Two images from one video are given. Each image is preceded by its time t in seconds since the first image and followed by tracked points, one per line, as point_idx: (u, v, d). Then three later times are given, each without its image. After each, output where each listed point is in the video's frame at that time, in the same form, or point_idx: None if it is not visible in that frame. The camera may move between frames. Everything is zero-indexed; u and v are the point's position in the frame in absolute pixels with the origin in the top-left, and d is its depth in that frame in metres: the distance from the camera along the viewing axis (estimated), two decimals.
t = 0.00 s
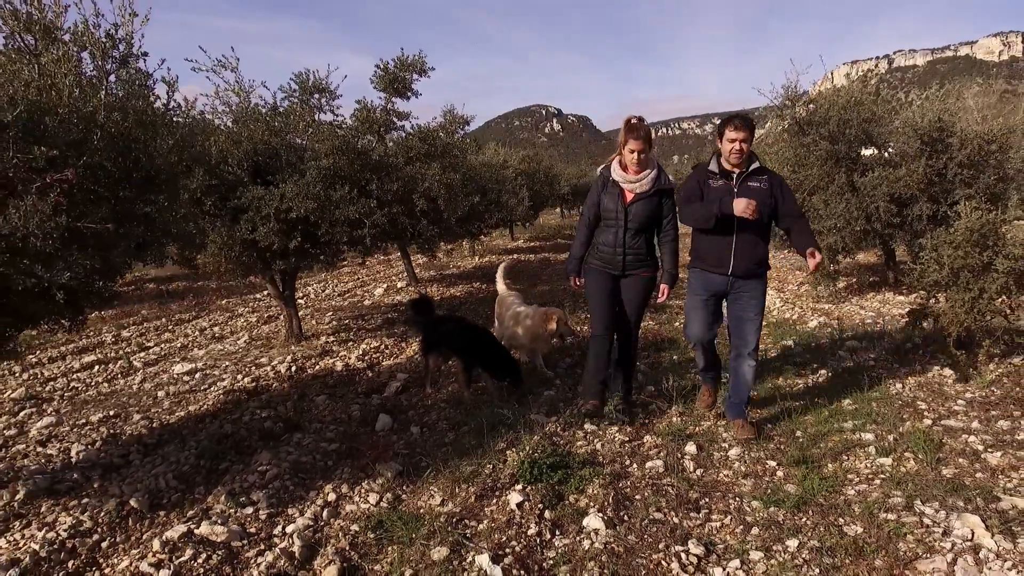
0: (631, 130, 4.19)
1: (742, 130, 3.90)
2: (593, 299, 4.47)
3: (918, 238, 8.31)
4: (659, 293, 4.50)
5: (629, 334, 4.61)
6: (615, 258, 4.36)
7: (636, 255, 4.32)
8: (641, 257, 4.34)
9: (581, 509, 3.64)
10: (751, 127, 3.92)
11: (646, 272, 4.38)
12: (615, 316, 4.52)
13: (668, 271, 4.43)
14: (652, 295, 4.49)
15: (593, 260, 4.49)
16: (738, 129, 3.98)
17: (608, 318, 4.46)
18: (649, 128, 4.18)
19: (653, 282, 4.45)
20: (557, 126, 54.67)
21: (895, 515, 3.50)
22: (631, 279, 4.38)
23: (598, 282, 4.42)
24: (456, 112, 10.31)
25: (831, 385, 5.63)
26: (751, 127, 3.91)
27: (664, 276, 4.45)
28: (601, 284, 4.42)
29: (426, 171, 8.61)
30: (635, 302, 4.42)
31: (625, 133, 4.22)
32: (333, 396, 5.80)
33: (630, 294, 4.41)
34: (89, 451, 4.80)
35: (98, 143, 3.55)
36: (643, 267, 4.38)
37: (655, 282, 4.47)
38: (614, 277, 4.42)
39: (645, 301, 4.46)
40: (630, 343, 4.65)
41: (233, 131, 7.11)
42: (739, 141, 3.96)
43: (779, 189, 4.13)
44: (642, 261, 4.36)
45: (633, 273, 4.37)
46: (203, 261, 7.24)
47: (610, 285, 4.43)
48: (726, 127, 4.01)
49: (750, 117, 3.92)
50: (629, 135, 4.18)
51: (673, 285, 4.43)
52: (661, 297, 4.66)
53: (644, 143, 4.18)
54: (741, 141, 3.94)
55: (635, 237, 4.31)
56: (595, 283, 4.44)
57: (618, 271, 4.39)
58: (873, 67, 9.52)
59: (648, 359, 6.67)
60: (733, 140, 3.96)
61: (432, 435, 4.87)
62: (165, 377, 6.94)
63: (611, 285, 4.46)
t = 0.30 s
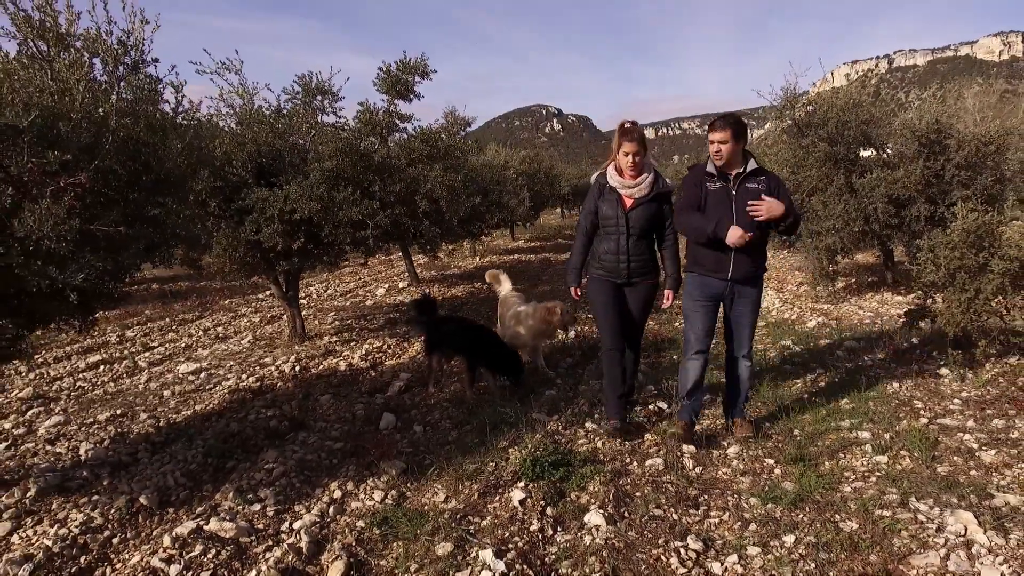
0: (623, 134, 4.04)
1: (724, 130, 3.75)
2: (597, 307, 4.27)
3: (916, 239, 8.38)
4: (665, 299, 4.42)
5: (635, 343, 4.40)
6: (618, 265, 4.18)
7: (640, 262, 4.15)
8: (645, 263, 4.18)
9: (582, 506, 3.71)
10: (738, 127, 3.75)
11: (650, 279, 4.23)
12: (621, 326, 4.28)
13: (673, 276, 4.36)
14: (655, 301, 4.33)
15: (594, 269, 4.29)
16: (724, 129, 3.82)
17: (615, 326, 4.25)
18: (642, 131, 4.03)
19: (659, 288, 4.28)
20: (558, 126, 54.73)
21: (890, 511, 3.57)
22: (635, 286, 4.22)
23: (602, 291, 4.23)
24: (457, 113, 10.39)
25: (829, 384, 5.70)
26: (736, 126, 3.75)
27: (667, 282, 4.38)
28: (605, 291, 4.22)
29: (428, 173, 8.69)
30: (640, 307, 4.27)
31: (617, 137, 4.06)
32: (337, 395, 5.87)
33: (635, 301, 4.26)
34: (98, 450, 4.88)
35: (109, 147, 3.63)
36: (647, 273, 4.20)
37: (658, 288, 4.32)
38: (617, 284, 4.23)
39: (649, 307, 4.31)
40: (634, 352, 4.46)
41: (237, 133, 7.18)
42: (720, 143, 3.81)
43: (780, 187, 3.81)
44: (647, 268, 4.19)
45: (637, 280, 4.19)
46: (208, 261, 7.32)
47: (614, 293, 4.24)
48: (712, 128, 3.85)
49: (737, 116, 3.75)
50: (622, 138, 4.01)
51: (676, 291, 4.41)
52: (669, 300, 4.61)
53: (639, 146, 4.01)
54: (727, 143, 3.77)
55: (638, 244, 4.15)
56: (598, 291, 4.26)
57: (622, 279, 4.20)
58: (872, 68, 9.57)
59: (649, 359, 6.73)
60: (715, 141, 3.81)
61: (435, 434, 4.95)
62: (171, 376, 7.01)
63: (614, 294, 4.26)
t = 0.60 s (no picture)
0: (611, 132, 4.05)
1: (696, 134, 3.77)
2: (592, 313, 4.29)
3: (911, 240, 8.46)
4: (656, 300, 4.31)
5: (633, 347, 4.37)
6: (611, 268, 4.16)
7: (632, 264, 4.13)
8: (637, 265, 4.15)
9: (577, 502, 3.79)
10: (709, 131, 3.76)
11: (644, 281, 4.19)
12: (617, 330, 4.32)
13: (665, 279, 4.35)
14: (651, 302, 4.28)
15: (587, 273, 4.29)
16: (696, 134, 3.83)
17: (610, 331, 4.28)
18: (631, 129, 4.06)
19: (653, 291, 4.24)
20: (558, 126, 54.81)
21: (879, 507, 3.65)
22: (629, 289, 4.19)
23: (595, 294, 4.25)
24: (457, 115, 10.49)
25: (823, 383, 5.78)
26: (709, 129, 3.76)
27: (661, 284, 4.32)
28: (599, 295, 4.24)
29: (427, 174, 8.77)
30: (636, 310, 4.22)
31: (605, 137, 4.08)
32: (338, 394, 5.95)
33: (629, 304, 4.22)
34: (102, 448, 4.96)
35: (114, 151, 3.71)
36: (639, 276, 4.18)
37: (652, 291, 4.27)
38: (611, 288, 4.22)
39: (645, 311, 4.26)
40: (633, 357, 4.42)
41: (239, 135, 7.26)
42: (694, 148, 3.81)
43: (758, 193, 3.85)
44: (639, 271, 4.16)
45: (629, 283, 4.17)
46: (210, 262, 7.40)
47: (607, 296, 4.24)
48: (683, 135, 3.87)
49: (709, 120, 3.77)
50: (610, 136, 4.04)
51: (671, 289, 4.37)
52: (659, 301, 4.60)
53: (628, 144, 4.04)
54: (698, 147, 3.78)
55: (630, 245, 4.12)
56: (593, 296, 4.27)
57: (614, 282, 4.18)
58: (869, 69, 9.64)
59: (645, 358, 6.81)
60: (688, 146, 3.82)
61: (434, 432, 5.03)
62: (173, 376, 7.09)
63: (609, 298, 4.27)
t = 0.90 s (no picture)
0: (604, 131, 4.06)
1: (679, 131, 3.82)
2: (585, 311, 4.33)
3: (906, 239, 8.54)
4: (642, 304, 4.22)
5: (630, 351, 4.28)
6: (602, 266, 4.19)
7: (623, 261, 4.16)
8: (628, 262, 4.18)
9: (572, 495, 3.88)
10: (690, 130, 3.84)
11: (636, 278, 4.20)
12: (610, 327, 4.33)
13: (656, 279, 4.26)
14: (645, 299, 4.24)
15: (580, 271, 4.32)
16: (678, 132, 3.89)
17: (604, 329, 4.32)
18: (624, 129, 4.06)
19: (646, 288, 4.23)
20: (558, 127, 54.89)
21: (866, 500, 3.74)
22: (621, 286, 4.20)
23: (588, 293, 4.29)
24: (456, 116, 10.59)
25: (815, 381, 5.87)
26: (689, 128, 3.83)
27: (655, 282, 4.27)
28: (593, 294, 4.27)
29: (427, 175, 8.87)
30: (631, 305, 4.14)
31: (596, 136, 4.11)
32: (338, 391, 6.05)
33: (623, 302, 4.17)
34: (106, 443, 5.05)
35: (119, 153, 3.79)
36: (631, 273, 4.20)
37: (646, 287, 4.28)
38: (604, 286, 4.26)
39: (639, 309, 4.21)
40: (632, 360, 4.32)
41: (240, 136, 7.36)
42: (676, 146, 3.85)
43: (738, 193, 3.92)
44: (630, 267, 4.19)
45: (621, 280, 4.19)
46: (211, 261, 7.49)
47: (600, 294, 4.28)
48: (664, 133, 3.93)
49: (691, 119, 3.84)
50: (602, 136, 4.06)
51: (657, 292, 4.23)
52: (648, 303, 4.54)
53: (619, 144, 4.06)
54: (680, 144, 3.82)
55: (620, 242, 4.15)
56: (586, 295, 4.31)
57: (607, 280, 4.21)
58: (865, 70, 9.73)
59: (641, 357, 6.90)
60: (669, 144, 3.87)
61: (432, 428, 5.12)
62: (175, 374, 7.19)
63: (602, 296, 4.30)
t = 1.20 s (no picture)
0: (596, 133, 4.03)
1: (684, 136, 3.69)
2: (580, 314, 4.40)
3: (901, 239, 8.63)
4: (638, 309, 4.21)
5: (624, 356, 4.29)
6: (595, 270, 4.22)
7: (615, 265, 4.17)
8: (621, 266, 4.19)
9: (569, 489, 3.98)
10: (698, 134, 3.69)
11: (630, 281, 4.20)
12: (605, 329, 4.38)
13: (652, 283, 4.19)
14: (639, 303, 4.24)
15: (574, 274, 4.38)
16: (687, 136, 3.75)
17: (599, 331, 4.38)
18: (616, 131, 4.04)
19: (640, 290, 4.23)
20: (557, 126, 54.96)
21: (856, 494, 3.83)
22: (614, 290, 4.22)
23: (582, 296, 4.35)
24: (456, 117, 10.69)
25: (809, 379, 5.96)
26: (696, 132, 3.68)
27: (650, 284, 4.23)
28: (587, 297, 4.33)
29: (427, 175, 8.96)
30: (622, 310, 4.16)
31: (589, 139, 4.08)
32: (340, 389, 6.14)
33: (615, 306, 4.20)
34: (112, 440, 5.14)
35: (127, 155, 3.87)
36: (625, 276, 4.20)
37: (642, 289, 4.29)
38: (598, 289, 4.30)
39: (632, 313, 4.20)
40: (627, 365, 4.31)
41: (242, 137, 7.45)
42: (683, 151, 3.73)
43: (748, 198, 3.75)
44: (623, 271, 4.20)
45: (614, 284, 4.22)
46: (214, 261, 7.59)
47: (594, 297, 4.33)
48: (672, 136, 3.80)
49: (699, 123, 3.68)
50: (595, 139, 4.02)
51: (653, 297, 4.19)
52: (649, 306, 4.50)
53: (612, 147, 4.03)
54: (686, 150, 3.70)
55: (613, 246, 4.16)
56: (580, 297, 4.37)
57: (600, 283, 4.25)
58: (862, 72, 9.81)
59: (639, 355, 6.99)
60: (676, 149, 3.75)
61: (432, 425, 5.21)
62: (179, 372, 7.29)
63: (597, 299, 4.35)
